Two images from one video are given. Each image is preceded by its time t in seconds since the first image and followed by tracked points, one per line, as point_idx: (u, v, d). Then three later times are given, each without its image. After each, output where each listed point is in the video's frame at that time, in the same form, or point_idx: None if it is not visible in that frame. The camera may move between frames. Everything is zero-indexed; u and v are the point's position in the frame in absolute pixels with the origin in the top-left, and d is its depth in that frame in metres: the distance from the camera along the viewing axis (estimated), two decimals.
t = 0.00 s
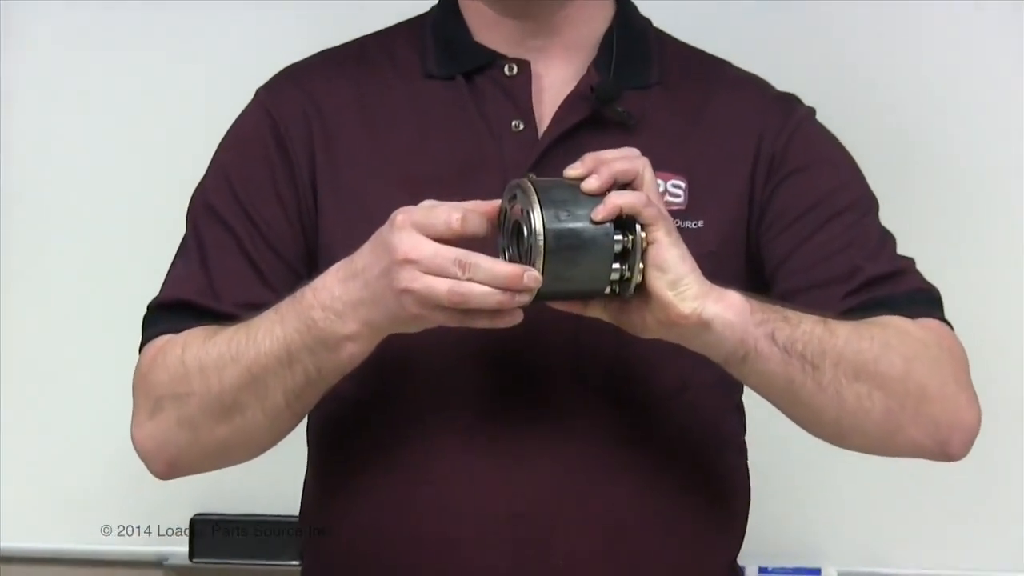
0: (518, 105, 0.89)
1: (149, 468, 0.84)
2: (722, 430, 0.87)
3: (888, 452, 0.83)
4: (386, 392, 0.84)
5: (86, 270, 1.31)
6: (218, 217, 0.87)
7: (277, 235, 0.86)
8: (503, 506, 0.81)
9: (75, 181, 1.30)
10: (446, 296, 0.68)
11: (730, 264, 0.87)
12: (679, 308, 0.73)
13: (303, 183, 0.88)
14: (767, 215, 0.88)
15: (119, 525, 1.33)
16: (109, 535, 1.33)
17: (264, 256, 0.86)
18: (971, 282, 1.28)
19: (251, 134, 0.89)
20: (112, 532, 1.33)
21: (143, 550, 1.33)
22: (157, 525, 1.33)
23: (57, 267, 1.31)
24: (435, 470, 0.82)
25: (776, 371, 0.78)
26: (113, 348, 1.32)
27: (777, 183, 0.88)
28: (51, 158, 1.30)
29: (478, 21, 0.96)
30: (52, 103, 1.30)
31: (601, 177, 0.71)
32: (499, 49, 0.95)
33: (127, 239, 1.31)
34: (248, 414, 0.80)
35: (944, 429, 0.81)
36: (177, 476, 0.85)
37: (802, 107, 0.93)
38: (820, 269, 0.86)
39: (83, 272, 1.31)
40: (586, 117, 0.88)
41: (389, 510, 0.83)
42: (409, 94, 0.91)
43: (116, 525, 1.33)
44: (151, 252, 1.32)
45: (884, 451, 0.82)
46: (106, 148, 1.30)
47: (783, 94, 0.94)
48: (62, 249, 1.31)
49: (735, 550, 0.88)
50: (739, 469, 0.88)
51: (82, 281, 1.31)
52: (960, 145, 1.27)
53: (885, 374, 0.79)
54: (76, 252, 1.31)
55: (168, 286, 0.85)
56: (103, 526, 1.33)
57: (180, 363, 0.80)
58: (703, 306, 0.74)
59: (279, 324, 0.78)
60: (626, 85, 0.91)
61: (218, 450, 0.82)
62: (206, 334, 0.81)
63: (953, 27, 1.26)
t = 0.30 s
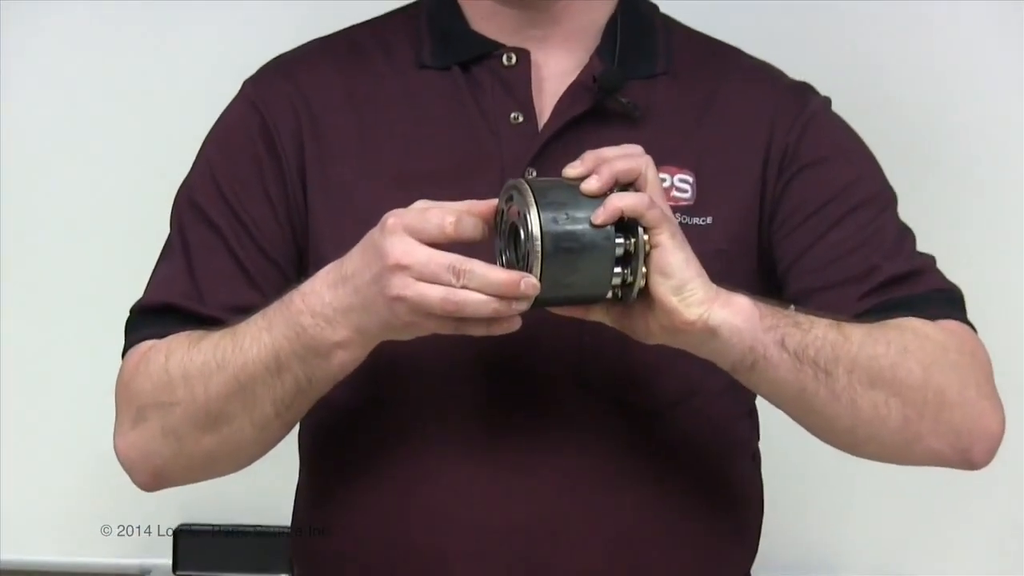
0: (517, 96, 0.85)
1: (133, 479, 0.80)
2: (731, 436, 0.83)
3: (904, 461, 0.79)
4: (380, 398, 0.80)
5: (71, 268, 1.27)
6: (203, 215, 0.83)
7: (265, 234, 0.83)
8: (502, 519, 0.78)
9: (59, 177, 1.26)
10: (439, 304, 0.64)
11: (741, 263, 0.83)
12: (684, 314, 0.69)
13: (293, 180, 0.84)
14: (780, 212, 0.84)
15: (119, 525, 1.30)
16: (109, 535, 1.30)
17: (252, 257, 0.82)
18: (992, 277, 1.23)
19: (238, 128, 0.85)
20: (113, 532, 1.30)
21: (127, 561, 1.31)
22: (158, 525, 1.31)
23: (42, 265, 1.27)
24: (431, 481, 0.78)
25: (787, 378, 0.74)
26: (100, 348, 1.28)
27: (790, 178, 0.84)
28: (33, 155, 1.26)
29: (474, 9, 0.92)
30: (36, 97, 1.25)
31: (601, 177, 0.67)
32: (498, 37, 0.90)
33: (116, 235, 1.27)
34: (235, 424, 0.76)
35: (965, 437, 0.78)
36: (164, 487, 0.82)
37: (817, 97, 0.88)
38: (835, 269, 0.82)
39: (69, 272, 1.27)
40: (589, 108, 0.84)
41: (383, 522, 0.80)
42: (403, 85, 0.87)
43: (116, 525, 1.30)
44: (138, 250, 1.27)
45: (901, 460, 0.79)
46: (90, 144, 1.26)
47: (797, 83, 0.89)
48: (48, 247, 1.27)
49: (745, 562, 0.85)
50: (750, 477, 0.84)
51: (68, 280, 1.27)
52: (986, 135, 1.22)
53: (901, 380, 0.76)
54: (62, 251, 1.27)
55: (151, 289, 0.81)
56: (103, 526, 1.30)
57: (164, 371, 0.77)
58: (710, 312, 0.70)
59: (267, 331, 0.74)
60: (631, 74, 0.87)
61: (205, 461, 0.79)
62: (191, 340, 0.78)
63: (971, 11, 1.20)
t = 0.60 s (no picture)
0: (521, 86, 0.81)
1: (119, 489, 0.77)
2: (746, 445, 0.79)
3: (927, 471, 0.75)
4: (377, 404, 0.77)
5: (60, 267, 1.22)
6: (191, 212, 0.79)
7: (256, 232, 0.79)
8: (506, 532, 0.74)
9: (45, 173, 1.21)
10: (439, 313, 0.61)
11: (756, 263, 0.79)
12: (695, 320, 0.65)
13: (285, 175, 0.80)
14: (797, 209, 0.80)
15: (119, 525, 1.26)
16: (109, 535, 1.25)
17: (242, 256, 0.78)
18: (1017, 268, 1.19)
19: (227, 120, 0.81)
20: (112, 532, 1.25)
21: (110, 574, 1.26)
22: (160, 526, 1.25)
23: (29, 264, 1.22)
24: (430, 493, 0.75)
25: (803, 386, 0.70)
26: (89, 351, 1.23)
27: (807, 174, 0.80)
28: (16, 149, 1.21)
29: None
30: (21, 90, 1.20)
31: (608, 177, 0.62)
32: (501, 23, 0.86)
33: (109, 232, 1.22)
34: (226, 434, 0.73)
35: (992, 446, 0.74)
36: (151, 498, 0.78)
37: (837, 87, 0.84)
38: (855, 269, 0.78)
39: (56, 271, 1.22)
40: (596, 100, 0.80)
41: (381, 536, 0.76)
42: (401, 75, 0.83)
43: (115, 525, 1.25)
44: (130, 247, 1.23)
45: (923, 470, 0.75)
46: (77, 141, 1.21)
47: (815, 72, 0.85)
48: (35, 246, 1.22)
49: None
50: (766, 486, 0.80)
51: (56, 280, 1.22)
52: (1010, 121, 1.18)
53: (924, 387, 0.72)
54: (48, 249, 1.22)
55: (136, 289, 0.77)
56: (103, 525, 1.25)
57: (150, 378, 0.73)
58: (722, 318, 0.66)
59: (259, 337, 0.70)
60: (640, 63, 0.83)
61: (195, 471, 0.75)
62: (180, 345, 0.74)
63: None
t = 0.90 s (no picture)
0: (525, 77, 0.77)
1: (100, 498, 0.74)
2: (761, 457, 0.76)
3: (948, 487, 0.72)
4: (376, 406, 0.73)
5: (52, 272, 1.09)
6: (177, 208, 0.75)
7: (245, 230, 0.75)
8: (507, 550, 0.71)
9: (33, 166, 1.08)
10: (439, 325, 0.57)
11: (771, 265, 0.75)
12: (708, 333, 0.62)
13: (276, 169, 0.76)
14: (815, 209, 0.76)
15: (120, 524, 1.13)
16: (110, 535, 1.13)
17: (230, 254, 0.74)
18: None
19: (215, 110, 0.77)
20: (112, 532, 1.13)
21: None
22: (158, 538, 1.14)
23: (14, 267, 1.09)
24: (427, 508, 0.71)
25: (820, 401, 0.67)
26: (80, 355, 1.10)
27: (826, 173, 0.76)
28: None
29: None
30: None
31: (618, 181, 0.59)
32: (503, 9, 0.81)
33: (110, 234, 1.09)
34: (215, 444, 0.69)
35: (1016, 462, 0.70)
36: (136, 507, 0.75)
37: (859, 79, 0.80)
38: (875, 274, 0.74)
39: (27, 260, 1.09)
40: (604, 92, 0.76)
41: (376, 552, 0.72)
42: (398, 64, 0.79)
43: (116, 525, 1.13)
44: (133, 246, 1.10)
45: (943, 486, 0.72)
46: (72, 127, 1.07)
47: (835, 63, 0.81)
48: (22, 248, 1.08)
49: None
50: (778, 499, 0.77)
51: (46, 281, 1.09)
52: None
53: (947, 402, 0.68)
54: (30, 242, 1.08)
55: (119, 290, 0.73)
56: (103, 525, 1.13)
57: (136, 385, 0.69)
58: (735, 331, 0.63)
59: (250, 343, 0.66)
60: (651, 54, 0.78)
61: (183, 482, 0.72)
62: (167, 350, 0.70)
63: None
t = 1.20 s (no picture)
0: (529, 66, 0.73)
1: (82, 510, 0.70)
2: (781, 468, 0.71)
3: (973, 503, 0.68)
4: (377, 409, 0.68)
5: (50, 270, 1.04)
6: (162, 205, 0.71)
7: (233, 228, 0.71)
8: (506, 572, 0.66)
9: (29, 161, 1.03)
10: (439, 328, 0.53)
11: (790, 266, 0.71)
12: (721, 340, 0.58)
13: (266, 164, 0.72)
14: (835, 208, 0.72)
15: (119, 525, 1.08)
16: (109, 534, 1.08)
17: (218, 254, 0.71)
18: None
19: (201, 102, 0.73)
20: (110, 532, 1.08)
21: None
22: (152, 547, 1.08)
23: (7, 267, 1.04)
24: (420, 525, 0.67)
25: (837, 413, 0.63)
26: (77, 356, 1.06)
27: (846, 170, 0.72)
28: None
29: None
30: None
31: (629, 178, 0.54)
32: None
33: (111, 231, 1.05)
34: (203, 454, 0.65)
35: None
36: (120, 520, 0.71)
37: (881, 69, 0.76)
38: (897, 277, 0.70)
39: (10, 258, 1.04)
40: (613, 82, 0.72)
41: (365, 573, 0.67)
42: (395, 54, 0.75)
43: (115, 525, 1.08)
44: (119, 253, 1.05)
45: (967, 502, 0.68)
46: (60, 118, 1.03)
47: (857, 53, 0.77)
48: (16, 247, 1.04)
49: None
50: (803, 516, 0.73)
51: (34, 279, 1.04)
52: None
53: (973, 414, 0.65)
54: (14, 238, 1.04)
55: (101, 292, 0.69)
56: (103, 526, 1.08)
57: (119, 392, 0.65)
58: (750, 337, 0.59)
59: (240, 348, 0.62)
60: (664, 43, 0.75)
61: (168, 493, 0.68)
62: (152, 354, 0.66)
63: None
